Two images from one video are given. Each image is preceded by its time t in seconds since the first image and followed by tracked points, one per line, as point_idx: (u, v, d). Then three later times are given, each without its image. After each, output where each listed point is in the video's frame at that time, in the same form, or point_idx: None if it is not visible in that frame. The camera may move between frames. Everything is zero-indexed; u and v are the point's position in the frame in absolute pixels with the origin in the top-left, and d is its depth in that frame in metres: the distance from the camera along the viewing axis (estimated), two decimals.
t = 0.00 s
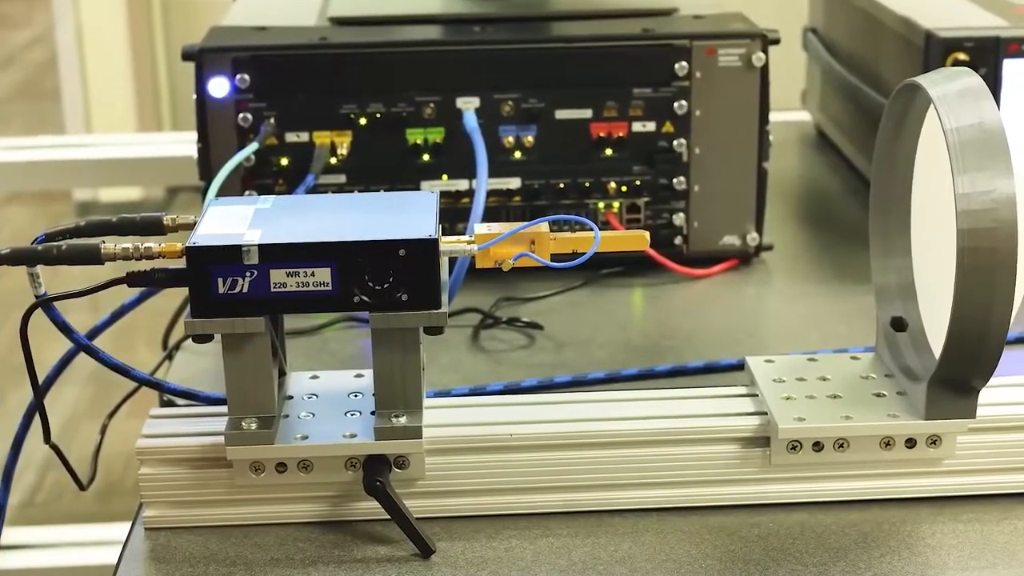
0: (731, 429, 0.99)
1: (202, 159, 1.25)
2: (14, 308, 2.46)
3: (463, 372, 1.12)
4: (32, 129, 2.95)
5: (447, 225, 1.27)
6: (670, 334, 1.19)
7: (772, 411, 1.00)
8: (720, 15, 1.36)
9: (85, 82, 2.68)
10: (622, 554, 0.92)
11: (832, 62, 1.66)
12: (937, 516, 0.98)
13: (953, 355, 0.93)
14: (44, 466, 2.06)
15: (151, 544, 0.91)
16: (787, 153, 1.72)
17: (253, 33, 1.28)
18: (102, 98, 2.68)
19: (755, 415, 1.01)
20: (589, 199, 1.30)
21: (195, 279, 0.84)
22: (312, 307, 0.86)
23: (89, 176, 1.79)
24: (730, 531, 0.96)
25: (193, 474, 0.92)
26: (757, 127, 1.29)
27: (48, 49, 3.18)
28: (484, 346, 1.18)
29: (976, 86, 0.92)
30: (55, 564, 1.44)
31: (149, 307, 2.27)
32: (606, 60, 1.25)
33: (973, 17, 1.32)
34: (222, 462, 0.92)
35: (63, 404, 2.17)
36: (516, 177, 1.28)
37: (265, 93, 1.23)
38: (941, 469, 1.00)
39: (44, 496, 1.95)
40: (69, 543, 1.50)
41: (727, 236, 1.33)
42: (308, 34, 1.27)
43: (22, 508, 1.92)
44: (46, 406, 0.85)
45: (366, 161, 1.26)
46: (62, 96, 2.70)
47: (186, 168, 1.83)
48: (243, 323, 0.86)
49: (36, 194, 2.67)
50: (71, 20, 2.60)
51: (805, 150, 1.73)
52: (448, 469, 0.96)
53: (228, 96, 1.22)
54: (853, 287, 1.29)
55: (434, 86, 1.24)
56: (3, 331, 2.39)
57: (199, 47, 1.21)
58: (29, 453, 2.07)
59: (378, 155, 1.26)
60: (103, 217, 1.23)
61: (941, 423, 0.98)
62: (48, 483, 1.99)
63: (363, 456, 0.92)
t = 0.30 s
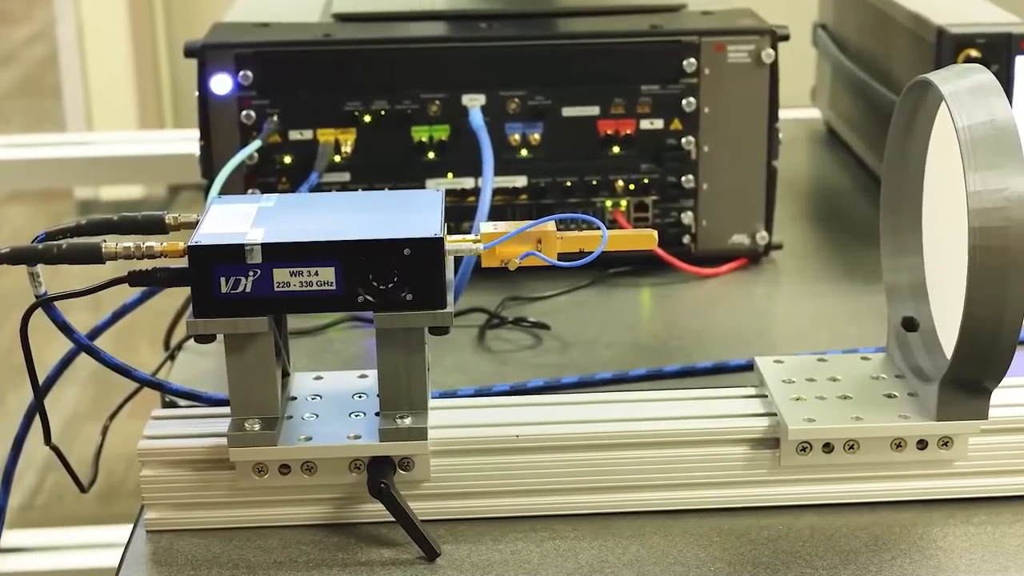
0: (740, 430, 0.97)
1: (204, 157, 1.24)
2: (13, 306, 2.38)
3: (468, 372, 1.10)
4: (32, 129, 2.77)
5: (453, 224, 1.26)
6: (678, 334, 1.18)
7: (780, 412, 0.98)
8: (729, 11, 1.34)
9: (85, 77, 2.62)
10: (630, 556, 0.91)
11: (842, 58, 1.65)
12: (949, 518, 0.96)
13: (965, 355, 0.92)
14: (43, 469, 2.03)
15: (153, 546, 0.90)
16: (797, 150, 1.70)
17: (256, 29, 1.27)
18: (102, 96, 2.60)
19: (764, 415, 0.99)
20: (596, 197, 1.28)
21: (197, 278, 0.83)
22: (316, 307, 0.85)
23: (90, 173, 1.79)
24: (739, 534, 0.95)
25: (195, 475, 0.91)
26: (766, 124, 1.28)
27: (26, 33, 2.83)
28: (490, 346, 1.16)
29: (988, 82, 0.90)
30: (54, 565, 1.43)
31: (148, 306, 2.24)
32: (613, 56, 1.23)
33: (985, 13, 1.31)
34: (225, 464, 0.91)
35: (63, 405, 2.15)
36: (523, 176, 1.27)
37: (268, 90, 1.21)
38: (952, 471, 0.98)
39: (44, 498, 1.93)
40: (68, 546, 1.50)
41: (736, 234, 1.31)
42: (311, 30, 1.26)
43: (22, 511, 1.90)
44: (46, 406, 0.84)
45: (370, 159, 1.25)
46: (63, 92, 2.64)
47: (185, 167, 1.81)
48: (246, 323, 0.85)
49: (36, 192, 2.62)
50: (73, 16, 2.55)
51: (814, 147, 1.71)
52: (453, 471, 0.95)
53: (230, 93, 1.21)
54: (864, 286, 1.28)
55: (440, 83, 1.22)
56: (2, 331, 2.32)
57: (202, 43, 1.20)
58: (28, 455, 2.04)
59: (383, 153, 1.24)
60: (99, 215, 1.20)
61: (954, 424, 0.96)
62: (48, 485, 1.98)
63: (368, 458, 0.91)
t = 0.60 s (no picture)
0: (750, 432, 0.96)
1: (207, 155, 1.22)
2: (14, 307, 2.38)
3: (474, 373, 1.09)
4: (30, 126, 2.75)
5: (459, 222, 1.25)
6: (687, 334, 1.16)
7: (791, 414, 0.97)
8: (740, 6, 1.33)
9: (86, 73, 2.59)
10: (639, 559, 0.90)
11: (854, 54, 1.63)
12: (962, 521, 0.95)
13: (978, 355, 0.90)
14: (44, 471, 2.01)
15: (155, 550, 0.88)
16: (807, 148, 1.68)
17: (260, 25, 1.25)
18: (103, 94, 2.59)
19: (775, 416, 0.98)
20: (605, 195, 1.26)
21: (201, 278, 0.82)
22: (320, 306, 0.84)
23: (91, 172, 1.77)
24: (749, 537, 0.93)
25: (198, 478, 0.90)
26: (777, 121, 1.26)
27: (28, 30, 2.90)
28: (496, 346, 1.15)
29: (1002, 80, 0.89)
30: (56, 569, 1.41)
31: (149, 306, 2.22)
32: (622, 52, 1.22)
33: (999, 8, 1.29)
34: (228, 466, 0.90)
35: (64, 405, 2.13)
36: (530, 173, 1.25)
37: (271, 87, 1.20)
38: (966, 473, 0.97)
39: (44, 501, 1.91)
40: (71, 549, 1.49)
41: (746, 233, 1.30)
42: (316, 25, 1.25)
43: (23, 513, 1.89)
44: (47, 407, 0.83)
45: (375, 157, 1.23)
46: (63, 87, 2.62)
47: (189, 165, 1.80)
48: (249, 323, 0.84)
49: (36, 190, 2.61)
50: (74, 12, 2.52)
51: (826, 145, 1.69)
52: (460, 473, 0.93)
53: (233, 89, 1.20)
54: (875, 286, 1.26)
55: (446, 79, 1.21)
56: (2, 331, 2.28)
57: (204, 39, 1.19)
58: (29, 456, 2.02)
59: (389, 150, 1.23)
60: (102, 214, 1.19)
61: (967, 426, 0.94)
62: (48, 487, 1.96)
63: (373, 460, 0.90)
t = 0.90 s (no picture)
0: (762, 433, 0.94)
1: (210, 153, 1.21)
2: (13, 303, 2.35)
3: (481, 374, 1.07)
4: (32, 121, 2.74)
5: (466, 220, 1.23)
6: (698, 334, 1.15)
7: (803, 416, 0.95)
8: (751, 2, 1.31)
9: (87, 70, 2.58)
10: (648, 563, 0.88)
11: (868, 50, 1.61)
12: (977, 524, 0.93)
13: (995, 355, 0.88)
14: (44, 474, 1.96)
15: (157, 553, 0.87)
16: (819, 146, 1.66)
17: (264, 20, 1.24)
18: (106, 91, 2.57)
19: (787, 418, 0.96)
20: (614, 193, 1.25)
21: (203, 277, 0.81)
22: (325, 306, 0.82)
23: (94, 169, 1.77)
24: (760, 540, 0.91)
25: (201, 480, 0.88)
26: (789, 118, 1.24)
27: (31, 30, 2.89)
28: (504, 346, 1.13)
29: (1017, 75, 0.87)
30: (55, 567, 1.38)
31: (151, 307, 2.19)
32: (631, 48, 1.20)
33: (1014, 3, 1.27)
34: (232, 468, 0.88)
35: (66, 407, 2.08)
36: (538, 171, 1.24)
37: (275, 83, 1.19)
38: (980, 476, 0.95)
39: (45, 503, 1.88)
40: (72, 551, 1.48)
41: (758, 231, 1.28)
42: (321, 21, 1.23)
43: (23, 516, 1.83)
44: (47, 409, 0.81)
45: (380, 155, 1.22)
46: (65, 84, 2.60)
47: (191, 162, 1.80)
48: (253, 323, 0.82)
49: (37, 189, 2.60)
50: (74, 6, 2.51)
51: (839, 142, 1.67)
52: (467, 475, 0.92)
53: (237, 86, 1.19)
54: (888, 285, 1.24)
55: (453, 76, 1.20)
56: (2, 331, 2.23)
57: (207, 35, 1.17)
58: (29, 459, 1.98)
59: (395, 147, 1.22)
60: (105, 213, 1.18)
61: (982, 427, 0.93)
62: (49, 490, 1.93)
63: (379, 462, 0.89)
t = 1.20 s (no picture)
0: (775, 435, 0.92)
1: (213, 150, 1.19)
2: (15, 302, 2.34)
3: (489, 375, 1.06)
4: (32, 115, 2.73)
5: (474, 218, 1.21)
6: (709, 334, 1.13)
7: (817, 416, 0.93)
8: None
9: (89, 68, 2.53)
10: (659, 568, 0.86)
11: (883, 46, 1.59)
12: (994, 527, 0.91)
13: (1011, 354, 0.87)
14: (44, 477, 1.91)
15: (160, 557, 0.86)
16: (832, 143, 1.64)
17: (267, 15, 1.22)
18: (109, 91, 2.54)
19: (800, 420, 0.94)
20: (624, 191, 1.23)
21: (207, 276, 0.79)
22: (330, 306, 0.81)
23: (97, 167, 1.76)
24: (773, 544, 0.90)
25: (205, 483, 0.87)
26: (802, 114, 1.22)
27: (29, 19, 2.96)
28: (512, 347, 1.12)
29: None
30: (42, 555, 1.27)
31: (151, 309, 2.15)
32: (642, 43, 1.18)
33: None
34: (236, 470, 0.87)
35: (66, 407, 2.03)
36: (547, 169, 1.22)
37: (280, 79, 1.17)
38: (997, 478, 0.93)
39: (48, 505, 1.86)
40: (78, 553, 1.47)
41: (770, 230, 1.26)
42: (327, 16, 1.22)
43: (22, 520, 1.79)
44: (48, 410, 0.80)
45: (387, 152, 1.20)
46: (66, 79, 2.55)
47: (193, 158, 1.80)
48: (257, 323, 0.81)
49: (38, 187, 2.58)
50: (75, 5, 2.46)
51: (853, 139, 1.65)
52: (475, 478, 0.90)
53: (241, 81, 1.17)
54: (903, 284, 1.22)
55: (460, 71, 1.18)
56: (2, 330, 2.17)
57: (210, 29, 1.15)
58: (29, 461, 1.93)
59: (402, 144, 1.20)
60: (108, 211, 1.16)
61: (998, 428, 0.91)
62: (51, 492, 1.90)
63: (385, 464, 0.87)
